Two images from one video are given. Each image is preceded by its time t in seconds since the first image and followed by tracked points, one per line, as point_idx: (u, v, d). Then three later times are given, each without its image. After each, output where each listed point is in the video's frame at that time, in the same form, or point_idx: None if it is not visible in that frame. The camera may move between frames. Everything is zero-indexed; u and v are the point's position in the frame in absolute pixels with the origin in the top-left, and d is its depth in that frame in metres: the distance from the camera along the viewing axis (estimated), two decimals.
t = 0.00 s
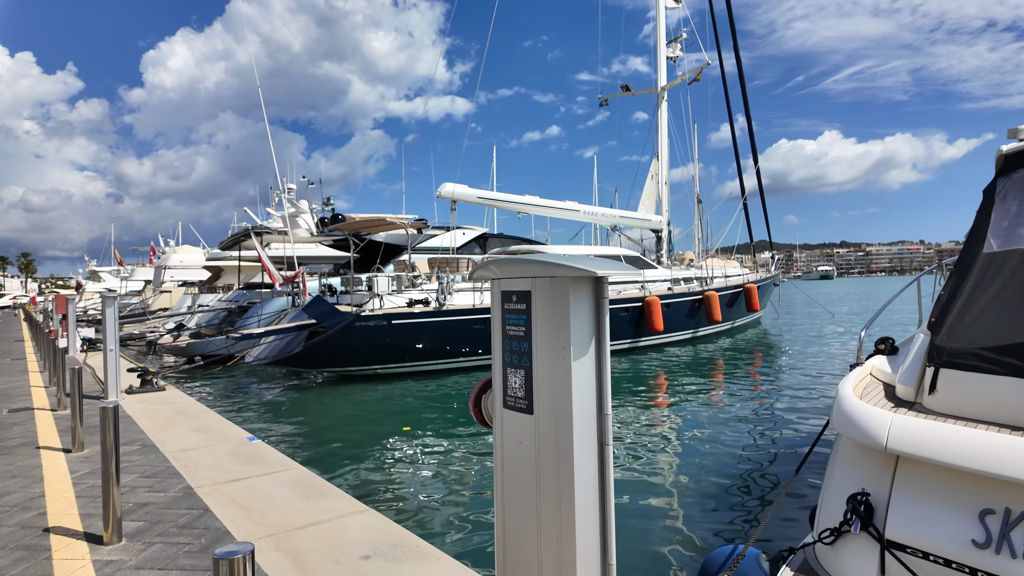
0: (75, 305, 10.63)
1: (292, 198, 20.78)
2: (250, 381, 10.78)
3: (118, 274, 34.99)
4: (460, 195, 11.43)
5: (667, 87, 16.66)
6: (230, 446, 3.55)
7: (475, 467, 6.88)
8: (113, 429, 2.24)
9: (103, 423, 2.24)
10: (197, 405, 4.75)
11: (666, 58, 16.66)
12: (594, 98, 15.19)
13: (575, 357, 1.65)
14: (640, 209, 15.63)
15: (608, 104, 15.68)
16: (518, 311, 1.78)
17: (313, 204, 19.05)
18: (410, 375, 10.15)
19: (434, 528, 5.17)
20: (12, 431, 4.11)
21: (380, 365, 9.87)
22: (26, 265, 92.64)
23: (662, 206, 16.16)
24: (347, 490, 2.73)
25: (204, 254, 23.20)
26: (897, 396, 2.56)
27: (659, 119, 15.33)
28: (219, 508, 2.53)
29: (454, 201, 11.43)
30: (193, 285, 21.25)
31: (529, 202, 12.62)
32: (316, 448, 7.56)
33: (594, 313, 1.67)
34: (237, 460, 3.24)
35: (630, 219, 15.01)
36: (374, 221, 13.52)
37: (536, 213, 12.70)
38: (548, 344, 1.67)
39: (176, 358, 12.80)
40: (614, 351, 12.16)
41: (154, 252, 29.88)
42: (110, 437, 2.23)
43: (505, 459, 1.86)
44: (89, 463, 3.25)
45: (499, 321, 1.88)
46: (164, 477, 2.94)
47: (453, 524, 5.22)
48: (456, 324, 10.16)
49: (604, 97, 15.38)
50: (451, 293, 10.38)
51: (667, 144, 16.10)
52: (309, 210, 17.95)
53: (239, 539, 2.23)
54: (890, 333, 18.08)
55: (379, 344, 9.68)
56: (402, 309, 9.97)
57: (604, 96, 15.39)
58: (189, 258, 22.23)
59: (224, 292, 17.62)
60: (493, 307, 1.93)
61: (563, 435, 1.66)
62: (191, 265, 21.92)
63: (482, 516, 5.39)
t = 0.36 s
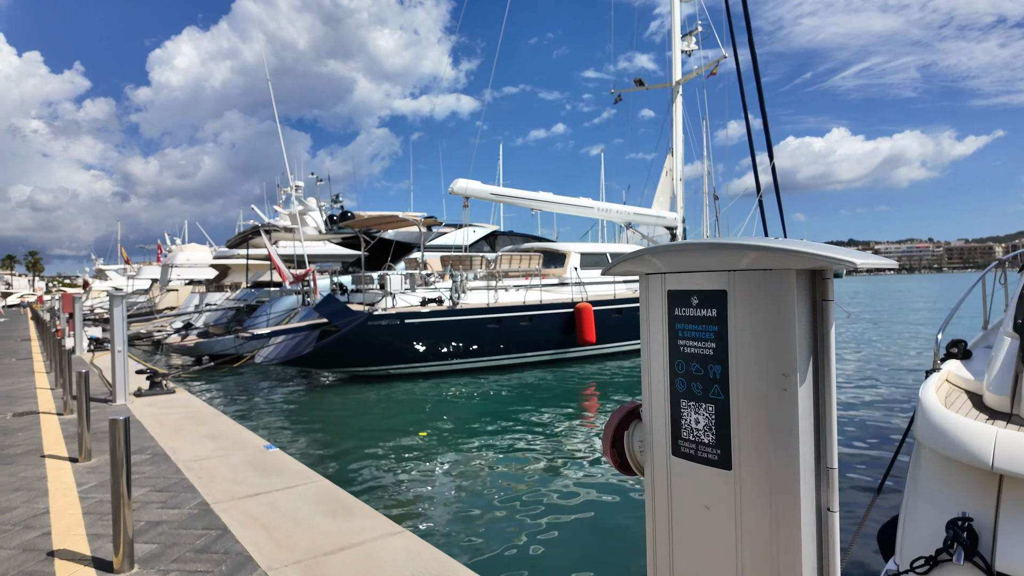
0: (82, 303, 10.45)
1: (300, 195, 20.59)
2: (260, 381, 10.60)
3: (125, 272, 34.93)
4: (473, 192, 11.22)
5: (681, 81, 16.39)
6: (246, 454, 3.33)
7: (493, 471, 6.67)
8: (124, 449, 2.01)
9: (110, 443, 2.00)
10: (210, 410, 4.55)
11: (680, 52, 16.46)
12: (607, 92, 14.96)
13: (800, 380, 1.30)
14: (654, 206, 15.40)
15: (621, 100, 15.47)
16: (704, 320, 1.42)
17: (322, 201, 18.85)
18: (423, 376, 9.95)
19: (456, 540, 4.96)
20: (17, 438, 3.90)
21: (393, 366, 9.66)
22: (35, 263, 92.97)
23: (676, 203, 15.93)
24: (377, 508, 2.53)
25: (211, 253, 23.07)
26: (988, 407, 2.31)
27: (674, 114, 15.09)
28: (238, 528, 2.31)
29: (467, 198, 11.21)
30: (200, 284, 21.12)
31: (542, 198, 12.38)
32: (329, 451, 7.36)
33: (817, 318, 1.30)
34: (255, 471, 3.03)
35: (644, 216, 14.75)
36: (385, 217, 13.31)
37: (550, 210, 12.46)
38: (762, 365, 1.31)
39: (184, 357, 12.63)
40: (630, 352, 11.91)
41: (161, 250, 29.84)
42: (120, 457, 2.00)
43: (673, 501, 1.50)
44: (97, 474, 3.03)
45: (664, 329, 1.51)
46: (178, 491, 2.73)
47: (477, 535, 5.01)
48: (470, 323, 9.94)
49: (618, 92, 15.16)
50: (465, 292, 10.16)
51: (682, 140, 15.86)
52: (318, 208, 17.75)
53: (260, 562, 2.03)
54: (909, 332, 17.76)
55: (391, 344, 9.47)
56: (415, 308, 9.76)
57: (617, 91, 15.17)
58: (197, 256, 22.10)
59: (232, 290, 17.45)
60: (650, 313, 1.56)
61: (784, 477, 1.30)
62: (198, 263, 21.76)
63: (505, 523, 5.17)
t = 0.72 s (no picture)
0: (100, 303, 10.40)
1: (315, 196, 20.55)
2: (278, 382, 10.50)
3: (141, 274, 35.24)
4: (492, 191, 11.04)
5: (700, 79, 16.16)
6: (275, 460, 3.18)
7: (519, 474, 6.46)
8: (156, 453, 1.85)
9: (141, 449, 1.84)
10: (233, 413, 4.40)
11: (699, 49, 16.22)
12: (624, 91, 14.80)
13: None
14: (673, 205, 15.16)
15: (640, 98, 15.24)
16: None
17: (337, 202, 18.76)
18: (442, 378, 9.78)
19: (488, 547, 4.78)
20: (37, 441, 3.77)
21: (412, 366, 9.50)
22: (53, 264, 94.00)
23: (696, 202, 15.67)
24: (420, 521, 2.34)
25: (227, 253, 23.13)
26: None
27: (693, 111, 14.84)
28: (274, 542, 2.14)
29: (486, 197, 11.04)
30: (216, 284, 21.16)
31: (561, 197, 12.17)
32: (350, 452, 7.21)
33: None
34: (285, 478, 2.87)
35: (663, 215, 14.52)
36: (407, 218, 13.25)
37: (569, 209, 12.25)
38: None
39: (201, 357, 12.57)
40: (651, 353, 11.66)
41: (177, 251, 30.05)
42: (152, 463, 1.84)
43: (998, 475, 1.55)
44: (122, 481, 2.88)
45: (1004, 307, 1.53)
46: (208, 501, 2.57)
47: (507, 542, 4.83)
48: (490, 323, 9.71)
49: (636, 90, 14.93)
50: (485, 292, 9.94)
51: (701, 138, 15.60)
52: (333, 208, 17.67)
53: None
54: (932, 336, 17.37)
55: (410, 343, 9.30)
56: (434, 308, 9.54)
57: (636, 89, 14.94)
58: (213, 257, 22.15)
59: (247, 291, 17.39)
60: (963, 324, 1.60)
61: None
62: (214, 264, 21.80)
63: (536, 529, 4.97)
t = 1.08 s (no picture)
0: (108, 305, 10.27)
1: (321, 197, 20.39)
2: (287, 385, 10.35)
3: (147, 274, 35.24)
4: (503, 190, 10.86)
5: (711, 78, 15.97)
6: (296, 474, 3.03)
7: (537, 478, 6.29)
8: (179, 476, 1.73)
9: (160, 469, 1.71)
10: (247, 421, 4.25)
11: (710, 47, 16.03)
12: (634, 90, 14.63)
13: None
14: (684, 204, 14.97)
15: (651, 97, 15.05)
16: None
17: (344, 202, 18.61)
18: (454, 380, 9.59)
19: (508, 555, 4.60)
20: (45, 452, 3.60)
21: (422, 370, 9.33)
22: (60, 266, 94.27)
23: (707, 201, 15.47)
24: (458, 543, 2.18)
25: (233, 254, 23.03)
26: None
27: (704, 109, 14.65)
28: (303, 569, 1.97)
29: (497, 196, 10.87)
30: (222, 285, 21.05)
31: (573, 196, 11.98)
32: (363, 456, 7.05)
33: None
34: (308, 494, 2.72)
35: (675, 215, 14.32)
36: (419, 218, 13.17)
37: (581, 209, 12.07)
38: None
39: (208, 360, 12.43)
40: (666, 356, 11.47)
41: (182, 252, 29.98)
42: (177, 483, 1.72)
43: None
44: (135, 497, 2.72)
45: None
46: (228, 519, 2.43)
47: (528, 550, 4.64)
48: (503, 325, 9.53)
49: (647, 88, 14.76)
50: (498, 293, 9.74)
51: (712, 137, 15.41)
52: (340, 209, 17.52)
53: None
54: (948, 337, 17.09)
55: (422, 345, 9.14)
56: (446, 310, 9.38)
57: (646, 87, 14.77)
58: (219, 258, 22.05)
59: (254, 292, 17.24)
60: None
61: None
62: (220, 264, 21.70)
63: (559, 531, 4.81)
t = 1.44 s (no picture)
0: (114, 303, 10.07)
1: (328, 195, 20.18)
2: (296, 385, 10.14)
3: (151, 273, 35.08)
4: (517, 186, 10.62)
5: (725, 72, 15.69)
6: (321, 486, 2.82)
7: (558, 480, 6.07)
8: (205, 502, 1.62)
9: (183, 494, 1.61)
10: (262, 425, 4.03)
11: (724, 41, 15.79)
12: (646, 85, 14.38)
13: None
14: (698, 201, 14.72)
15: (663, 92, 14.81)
16: None
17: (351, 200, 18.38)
18: (467, 381, 9.37)
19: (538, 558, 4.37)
20: (51, 459, 3.39)
21: (435, 369, 9.11)
22: (62, 264, 94.38)
23: (721, 198, 15.22)
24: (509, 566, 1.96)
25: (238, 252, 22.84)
26: None
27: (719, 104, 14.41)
28: None
29: (511, 192, 10.63)
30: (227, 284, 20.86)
31: (587, 193, 11.73)
32: (377, 459, 6.84)
33: None
34: (337, 509, 2.52)
35: (688, 211, 14.05)
36: (431, 214, 12.96)
37: (595, 205, 11.83)
38: None
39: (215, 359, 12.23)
40: (681, 355, 11.23)
41: (187, 251, 29.74)
42: (201, 509, 1.61)
43: None
44: (149, 511, 2.52)
45: None
46: (252, 537, 2.22)
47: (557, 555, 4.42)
48: (517, 324, 9.30)
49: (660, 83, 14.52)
50: (513, 291, 9.50)
51: (726, 132, 15.16)
52: (347, 206, 17.30)
53: None
54: (966, 335, 16.77)
55: (435, 345, 8.91)
56: (460, 309, 9.14)
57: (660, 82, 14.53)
58: (224, 256, 21.84)
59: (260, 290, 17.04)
60: None
61: None
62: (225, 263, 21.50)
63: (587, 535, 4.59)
